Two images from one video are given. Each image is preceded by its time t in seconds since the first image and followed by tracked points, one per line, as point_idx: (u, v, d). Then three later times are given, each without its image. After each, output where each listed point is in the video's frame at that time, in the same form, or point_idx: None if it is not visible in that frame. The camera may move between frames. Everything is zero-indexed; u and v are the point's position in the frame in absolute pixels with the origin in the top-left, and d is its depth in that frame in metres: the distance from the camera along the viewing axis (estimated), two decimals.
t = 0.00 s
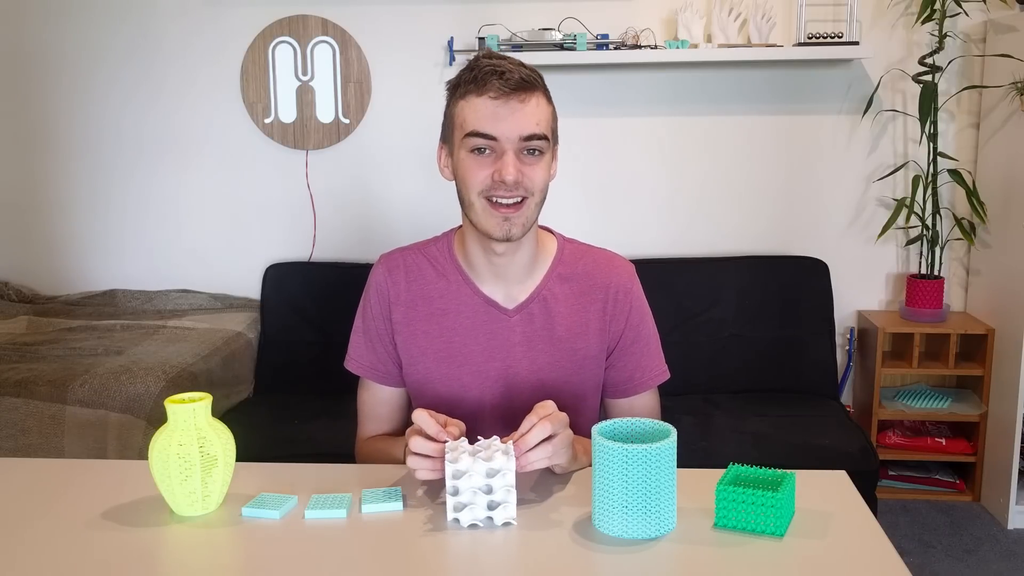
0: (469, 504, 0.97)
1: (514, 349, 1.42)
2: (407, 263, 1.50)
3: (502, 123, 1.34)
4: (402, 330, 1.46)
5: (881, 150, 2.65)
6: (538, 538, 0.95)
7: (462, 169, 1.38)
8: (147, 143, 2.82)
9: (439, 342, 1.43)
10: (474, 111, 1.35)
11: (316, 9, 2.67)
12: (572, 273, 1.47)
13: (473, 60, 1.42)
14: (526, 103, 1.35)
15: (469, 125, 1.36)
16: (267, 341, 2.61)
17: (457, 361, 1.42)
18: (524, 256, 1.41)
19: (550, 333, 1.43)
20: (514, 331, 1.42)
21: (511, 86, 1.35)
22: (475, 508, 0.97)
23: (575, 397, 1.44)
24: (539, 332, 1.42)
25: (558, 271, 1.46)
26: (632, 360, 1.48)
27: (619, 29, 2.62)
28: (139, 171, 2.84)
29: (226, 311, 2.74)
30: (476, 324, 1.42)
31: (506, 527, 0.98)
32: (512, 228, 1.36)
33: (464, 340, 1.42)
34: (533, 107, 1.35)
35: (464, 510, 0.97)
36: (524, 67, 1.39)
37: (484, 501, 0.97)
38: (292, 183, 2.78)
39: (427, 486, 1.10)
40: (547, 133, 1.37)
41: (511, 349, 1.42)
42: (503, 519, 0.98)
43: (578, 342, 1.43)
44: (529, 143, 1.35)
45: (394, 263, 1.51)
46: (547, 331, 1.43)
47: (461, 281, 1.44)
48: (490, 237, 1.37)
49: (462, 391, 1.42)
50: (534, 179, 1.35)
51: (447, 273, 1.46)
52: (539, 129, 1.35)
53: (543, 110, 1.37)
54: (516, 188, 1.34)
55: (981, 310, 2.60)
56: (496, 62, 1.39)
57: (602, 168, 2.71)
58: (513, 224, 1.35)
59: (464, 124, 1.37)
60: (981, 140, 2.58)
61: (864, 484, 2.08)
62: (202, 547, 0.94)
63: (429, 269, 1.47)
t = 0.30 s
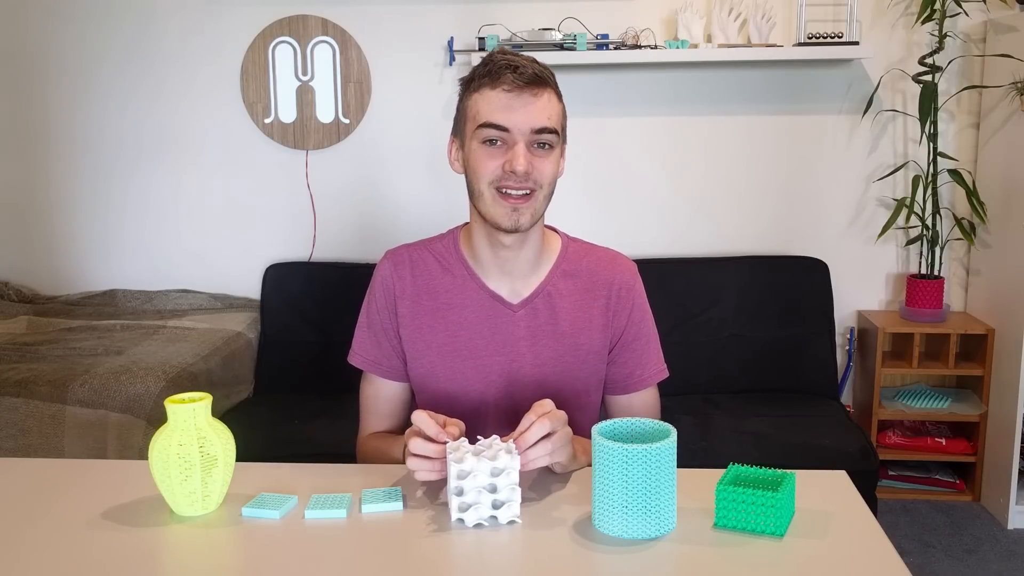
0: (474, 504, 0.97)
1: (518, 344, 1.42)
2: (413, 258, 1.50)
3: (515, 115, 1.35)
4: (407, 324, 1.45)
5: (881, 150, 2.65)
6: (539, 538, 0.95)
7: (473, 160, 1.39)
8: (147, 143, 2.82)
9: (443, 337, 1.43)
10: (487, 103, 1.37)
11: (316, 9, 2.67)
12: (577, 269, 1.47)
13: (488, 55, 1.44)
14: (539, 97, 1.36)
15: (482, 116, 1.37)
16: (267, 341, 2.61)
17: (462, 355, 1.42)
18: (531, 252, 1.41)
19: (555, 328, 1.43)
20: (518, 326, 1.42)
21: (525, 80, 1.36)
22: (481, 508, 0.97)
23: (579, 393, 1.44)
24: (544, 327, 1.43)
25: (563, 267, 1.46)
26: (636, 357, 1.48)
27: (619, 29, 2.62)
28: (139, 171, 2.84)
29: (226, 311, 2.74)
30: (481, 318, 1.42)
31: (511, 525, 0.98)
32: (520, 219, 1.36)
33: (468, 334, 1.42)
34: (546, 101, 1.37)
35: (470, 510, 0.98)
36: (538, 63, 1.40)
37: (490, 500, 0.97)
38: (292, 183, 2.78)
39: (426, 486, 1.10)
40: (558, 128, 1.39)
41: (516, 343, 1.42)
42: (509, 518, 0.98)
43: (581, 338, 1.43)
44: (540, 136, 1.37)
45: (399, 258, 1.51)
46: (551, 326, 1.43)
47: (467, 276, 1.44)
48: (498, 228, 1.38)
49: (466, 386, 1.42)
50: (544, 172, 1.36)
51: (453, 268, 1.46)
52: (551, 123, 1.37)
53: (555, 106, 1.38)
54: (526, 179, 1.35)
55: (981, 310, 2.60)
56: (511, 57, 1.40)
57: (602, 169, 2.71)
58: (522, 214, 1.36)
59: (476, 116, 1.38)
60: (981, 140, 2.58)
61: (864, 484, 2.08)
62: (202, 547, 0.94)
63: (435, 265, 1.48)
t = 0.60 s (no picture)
0: (469, 504, 0.97)
1: (520, 342, 1.42)
2: (416, 256, 1.50)
3: (521, 107, 1.36)
4: (410, 321, 1.45)
5: (881, 150, 2.65)
6: (538, 538, 0.95)
7: (478, 152, 1.39)
8: (147, 143, 2.82)
9: (445, 334, 1.43)
10: (494, 95, 1.37)
11: (316, 9, 2.67)
12: (578, 268, 1.47)
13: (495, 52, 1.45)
14: (545, 90, 1.37)
15: (489, 109, 1.38)
16: (267, 341, 2.61)
17: (463, 352, 1.43)
18: (533, 248, 1.41)
19: (556, 326, 1.43)
20: (520, 324, 1.42)
21: (532, 74, 1.37)
22: (475, 508, 0.97)
23: (579, 392, 1.44)
24: (546, 325, 1.43)
25: (565, 266, 1.46)
26: (636, 357, 1.48)
27: (619, 29, 2.63)
28: (139, 171, 2.84)
29: (226, 311, 2.74)
30: (483, 316, 1.43)
31: (506, 527, 0.98)
32: (524, 211, 1.36)
33: (470, 331, 1.43)
34: (552, 95, 1.37)
35: (465, 510, 0.97)
36: (545, 61, 1.42)
37: (485, 501, 0.97)
38: (292, 183, 2.78)
39: (427, 486, 1.10)
40: (563, 123, 1.39)
41: (518, 341, 1.42)
42: (504, 519, 0.97)
43: (582, 336, 1.43)
44: (546, 130, 1.37)
45: (402, 256, 1.51)
46: (553, 324, 1.43)
47: (469, 273, 1.45)
48: (502, 220, 1.38)
49: (467, 383, 1.42)
50: (549, 164, 1.36)
51: (455, 266, 1.46)
52: (557, 116, 1.37)
53: (561, 101, 1.39)
54: (531, 171, 1.35)
55: (981, 310, 2.60)
56: (518, 53, 1.42)
57: (602, 168, 2.71)
58: (526, 206, 1.36)
59: (483, 109, 1.39)
60: (981, 140, 2.58)
61: (864, 483, 2.08)
62: (203, 547, 0.94)
63: (438, 263, 1.48)
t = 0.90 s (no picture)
0: (469, 504, 0.97)
1: (522, 338, 1.42)
2: (419, 254, 1.50)
3: (515, 114, 1.36)
4: (412, 318, 1.45)
5: (881, 150, 2.65)
6: (538, 538, 0.95)
7: (475, 159, 1.40)
8: (147, 143, 2.82)
9: (448, 331, 1.43)
10: (488, 103, 1.37)
11: (316, 9, 2.67)
12: (580, 266, 1.48)
13: (491, 56, 1.44)
14: (539, 96, 1.36)
15: (483, 117, 1.38)
16: (267, 341, 2.61)
17: (465, 349, 1.42)
18: (532, 248, 1.42)
19: (558, 323, 1.43)
20: (522, 320, 1.43)
21: (525, 80, 1.36)
22: (475, 508, 0.97)
23: (580, 390, 1.44)
24: (548, 322, 1.43)
25: (566, 264, 1.47)
26: (637, 356, 1.48)
27: (619, 29, 2.63)
28: (139, 170, 2.84)
29: (226, 311, 2.74)
30: (485, 313, 1.43)
31: (506, 527, 0.98)
32: (521, 217, 1.37)
33: (473, 328, 1.43)
34: (546, 101, 1.37)
35: (465, 510, 0.97)
36: (540, 63, 1.41)
37: (485, 501, 0.97)
38: (292, 183, 2.78)
39: (427, 487, 1.10)
40: (558, 127, 1.39)
41: (519, 338, 1.42)
42: (503, 519, 0.97)
43: (584, 333, 1.43)
44: (540, 136, 1.37)
45: (405, 254, 1.51)
46: (555, 321, 1.43)
47: (472, 270, 1.45)
48: (499, 227, 1.39)
49: (469, 381, 1.42)
50: (544, 170, 1.36)
51: (458, 263, 1.46)
52: (551, 122, 1.37)
53: (556, 105, 1.39)
54: (526, 179, 1.35)
55: (981, 310, 2.60)
56: (512, 57, 1.41)
57: (602, 168, 2.71)
58: (522, 214, 1.37)
59: (478, 116, 1.39)
60: (981, 140, 2.58)
61: (864, 483, 2.08)
62: (203, 547, 0.94)
63: (440, 260, 1.48)
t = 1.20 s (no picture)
0: (469, 504, 0.97)
1: (520, 335, 1.42)
2: (417, 253, 1.50)
3: (505, 136, 1.31)
4: (411, 317, 1.45)
5: (881, 149, 2.65)
6: (539, 538, 0.95)
7: (466, 175, 1.37)
8: (147, 143, 2.82)
9: (446, 329, 1.44)
10: (476, 122, 1.32)
11: (316, 9, 2.67)
12: (578, 263, 1.48)
13: (480, 64, 1.38)
14: (528, 116, 1.31)
15: (473, 135, 1.33)
16: (267, 341, 2.61)
17: (464, 347, 1.43)
18: (528, 248, 1.41)
19: (557, 319, 1.43)
20: (520, 317, 1.43)
21: (514, 100, 1.31)
22: (475, 508, 0.97)
23: (578, 386, 1.44)
24: (546, 319, 1.43)
25: (564, 261, 1.47)
26: (635, 353, 1.47)
27: (619, 29, 2.63)
28: (139, 170, 2.84)
29: (226, 311, 2.74)
30: (483, 310, 1.43)
31: (506, 527, 0.98)
32: (512, 232, 1.36)
33: (471, 325, 1.43)
34: (536, 120, 1.32)
35: (465, 510, 0.97)
36: (529, 74, 1.35)
37: (485, 501, 0.97)
38: (293, 183, 2.78)
39: (427, 486, 1.10)
40: (549, 144, 1.34)
41: (518, 335, 1.42)
42: (503, 519, 0.97)
43: (582, 330, 1.43)
44: (530, 156, 1.33)
45: (404, 254, 1.51)
46: (553, 318, 1.43)
47: (470, 268, 1.45)
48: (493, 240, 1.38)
49: (468, 378, 1.42)
50: (535, 189, 1.34)
51: (456, 261, 1.46)
52: (541, 141, 1.32)
53: (546, 120, 1.34)
54: (516, 200, 1.33)
55: (981, 310, 2.60)
56: (501, 70, 1.34)
57: (601, 168, 2.71)
58: (514, 230, 1.36)
59: (467, 133, 1.34)
60: (981, 140, 2.58)
61: (864, 483, 2.08)
62: (203, 547, 0.94)
63: (439, 259, 1.48)
